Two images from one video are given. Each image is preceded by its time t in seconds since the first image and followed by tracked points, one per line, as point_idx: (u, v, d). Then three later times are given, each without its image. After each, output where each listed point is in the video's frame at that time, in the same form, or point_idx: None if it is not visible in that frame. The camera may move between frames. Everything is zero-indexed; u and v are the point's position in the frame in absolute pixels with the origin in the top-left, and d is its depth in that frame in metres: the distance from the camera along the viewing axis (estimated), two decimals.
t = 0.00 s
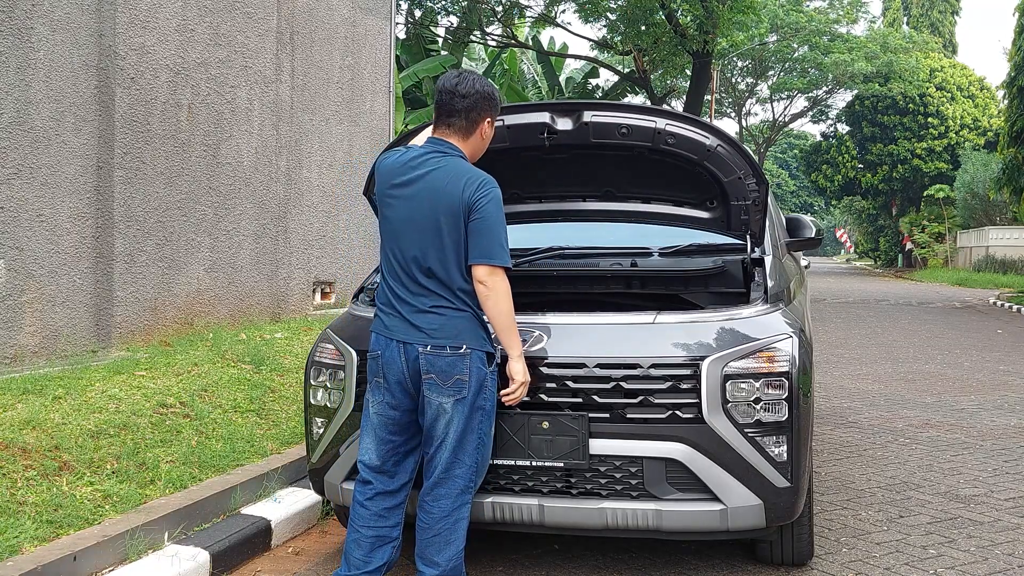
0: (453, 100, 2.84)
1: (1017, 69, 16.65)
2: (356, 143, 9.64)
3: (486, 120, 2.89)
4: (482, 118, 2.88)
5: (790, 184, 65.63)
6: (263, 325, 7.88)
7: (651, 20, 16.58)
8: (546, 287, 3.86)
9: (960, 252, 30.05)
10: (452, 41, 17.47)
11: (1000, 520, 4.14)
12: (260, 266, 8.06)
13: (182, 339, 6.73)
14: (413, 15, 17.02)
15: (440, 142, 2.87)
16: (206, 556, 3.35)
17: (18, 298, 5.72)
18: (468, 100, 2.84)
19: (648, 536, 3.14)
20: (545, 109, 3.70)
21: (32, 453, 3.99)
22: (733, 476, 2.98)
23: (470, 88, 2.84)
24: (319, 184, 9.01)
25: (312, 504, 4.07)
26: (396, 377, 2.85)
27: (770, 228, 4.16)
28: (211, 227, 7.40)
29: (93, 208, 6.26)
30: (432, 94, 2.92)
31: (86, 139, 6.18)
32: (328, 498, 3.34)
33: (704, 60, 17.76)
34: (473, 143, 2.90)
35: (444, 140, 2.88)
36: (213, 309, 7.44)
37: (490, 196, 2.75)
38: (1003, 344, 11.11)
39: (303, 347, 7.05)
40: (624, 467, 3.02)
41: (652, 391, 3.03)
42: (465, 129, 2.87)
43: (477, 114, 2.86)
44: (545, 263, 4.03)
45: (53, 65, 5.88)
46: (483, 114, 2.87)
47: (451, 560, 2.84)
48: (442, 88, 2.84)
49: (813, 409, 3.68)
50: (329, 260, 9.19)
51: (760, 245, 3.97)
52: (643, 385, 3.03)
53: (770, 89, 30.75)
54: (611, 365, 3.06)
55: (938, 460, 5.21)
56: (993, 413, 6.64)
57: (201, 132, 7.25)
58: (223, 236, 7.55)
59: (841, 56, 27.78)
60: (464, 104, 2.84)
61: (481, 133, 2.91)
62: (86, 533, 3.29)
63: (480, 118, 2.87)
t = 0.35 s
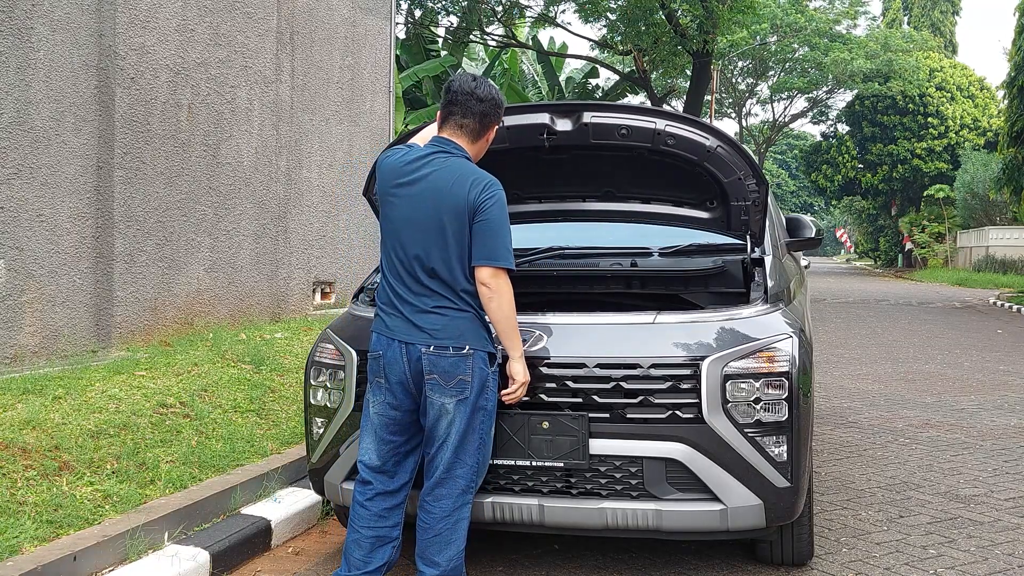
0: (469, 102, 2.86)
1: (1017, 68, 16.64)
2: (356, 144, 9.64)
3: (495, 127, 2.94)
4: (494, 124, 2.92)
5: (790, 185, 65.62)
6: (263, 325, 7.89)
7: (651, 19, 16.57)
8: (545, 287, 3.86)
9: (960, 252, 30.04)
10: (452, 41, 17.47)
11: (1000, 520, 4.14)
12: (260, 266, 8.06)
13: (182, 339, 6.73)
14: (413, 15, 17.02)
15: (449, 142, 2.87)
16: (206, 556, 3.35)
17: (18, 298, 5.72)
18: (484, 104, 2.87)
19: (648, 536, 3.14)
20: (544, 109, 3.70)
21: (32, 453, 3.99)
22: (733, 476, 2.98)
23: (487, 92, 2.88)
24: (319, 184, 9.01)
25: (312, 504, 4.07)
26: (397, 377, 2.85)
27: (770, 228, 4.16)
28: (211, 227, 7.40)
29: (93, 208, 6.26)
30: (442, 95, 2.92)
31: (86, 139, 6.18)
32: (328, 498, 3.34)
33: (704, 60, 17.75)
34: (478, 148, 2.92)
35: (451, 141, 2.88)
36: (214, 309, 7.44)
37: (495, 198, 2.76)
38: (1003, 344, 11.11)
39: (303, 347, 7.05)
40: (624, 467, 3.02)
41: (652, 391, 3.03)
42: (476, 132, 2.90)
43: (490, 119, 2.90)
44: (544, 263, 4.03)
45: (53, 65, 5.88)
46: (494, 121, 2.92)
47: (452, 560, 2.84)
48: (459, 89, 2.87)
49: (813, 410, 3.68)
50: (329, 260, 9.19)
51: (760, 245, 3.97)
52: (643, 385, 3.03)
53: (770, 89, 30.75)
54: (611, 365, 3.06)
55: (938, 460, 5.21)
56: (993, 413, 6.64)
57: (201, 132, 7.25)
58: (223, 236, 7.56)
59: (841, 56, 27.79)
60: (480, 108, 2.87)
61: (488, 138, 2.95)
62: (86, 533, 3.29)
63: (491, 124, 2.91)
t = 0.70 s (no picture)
0: (480, 107, 2.90)
1: (1017, 68, 16.65)
2: (356, 144, 9.64)
3: (500, 137, 2.98)
4: (500, 134, 2.97)
5: (790, 185, 65.62)
6: (263, 325, 7.89)
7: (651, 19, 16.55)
8: (545, 287, 3.86)
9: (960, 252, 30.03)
10: (452, 41, 17.45)
11: (1000, 520, 4.14)
12: (260, 266, 8.06)
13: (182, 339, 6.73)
14: (413, 15, 17.02)
15: (457, 142, 2.89)
16: (206, 556, 3.35)
17: (18, 298, 5.72)
18: (495, 113, 2.92)
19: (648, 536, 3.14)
20: (544, 110, 3.71)
21: (32, 453, 3.99)
22: (733, 476, 2.98)
23: (497, 102, 2.93)
24: (319, 184, 9.01)
25: (312, 504, 4.07)
26: (398, 378, 2.85)
27: (770, 228, 4.16)
28: (211, 227, 7.40)
29: (93, 208, 6.26)
30: (451, 96, 2.93)
31: (86, 139, 6.18)
32: (328, 498, 3.34)
33: (704, 60, 17.75)
34: (481, 154, 2.96)
35: (459, 143, 2.89)
36: (213, 309, 7.44)
37: (501, 197, 2.77)
38: (1003, 344, 11.11)
39: (303, 347, 7.05)
40: (624, 467, 3.02)
41: (652, 391, 3.03)
42: (482, 139, 2.93)
43: (497, 128, 2.95)
44: (543, 262, 4.04)
45: (53, 65, 5.88)
46: (500, 131, 2.96)
47: (453, 560, 2.84)
48: (472, 92, 2.89)
49: (813, 410, 3.68)
50: (329, 260, 9.19)
51: (760, 245, 3.97)
52: (643, 385, 3.03)
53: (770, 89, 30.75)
54: (611, 365, 3.06)
55: (938, 460, 5.21)
56: (993, 413, 6.64)
57: (201, 132, 7.25)
58: (223, 236, 7.56)
59: (841, 55, 27.78)
60: (492, 116, 2.91)
61: (492, 147, 2.98)
62: (86, 533, 3.29)
63: (498, 134, 2.95)
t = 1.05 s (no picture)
0: (453, 102, 2.89)
1: (1016, 69, 16.65)
2: (356, 143, 9.64)
3: (478, 126, 2.97)
4: (477, 123, 2.96)
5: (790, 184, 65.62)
6: (262, 325, 7.89)
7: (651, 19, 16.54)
8: (545, 286, 3.86)
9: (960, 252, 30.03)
10: (452, 41, 17.44)
11: (1000, 520, 4.14)
12: (260, 266, 8.06)
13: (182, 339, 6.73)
14: (413, 15, 17.01)
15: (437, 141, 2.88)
16: (206, 557, 3.35)
17: (18, 298, 5.72)
18: (468, 105, 2.91)
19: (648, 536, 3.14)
20: (545, 110, 3.71)
21: (32, 453, 3.99)
22: (733, 476, 2.98)
23: (470, 93, 2.91)
24: (319, 184, 9.01)
25: (312, 504, 4.07)
26: (381, 375, 2.86)
27: (770, 228, 4.17)
28: (211, 227, 7.40)
29: (93, 208, 6.26)
30: (425, 92, 2.93)
31: (86, 139, 6.18)
32: (328, 498, 3.34)
33: (704, 60, 17.75)
34: (462, 147, 2.96)
35: (439, 141, 2.89)
36: (213, 310, 7.44)
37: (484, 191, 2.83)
38: (1003, 344, 11.11)
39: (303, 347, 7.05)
40: (624, 467, 3.02)
41: (652, 391, 3.03)
42: (460, 132, 2.92)
43: (474, 119, 2.94)
44: (544, 262, 4.04)
45: (53, 65, 5.88)
46: (477, 120, 2.95)
47: (448, 557, 2.85)
48: (444, 88, 2.88)
49: (813, 410, 3.68)
50: (329, 260, 9.19)
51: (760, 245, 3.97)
52: (643, 385, 3.03)
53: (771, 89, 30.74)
54: (612, 365, 3.06)
55: (938, 460, 5.21)
56: (993, 413, 6.64)
57: (201, 132, 7.25)
58: (223, 236, 7.56)
59: (841, 55, 27.78)
60: (465, 108, 2.90)
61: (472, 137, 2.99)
62: (86, 533, 3.29)
63: (475, 124, 2.94)
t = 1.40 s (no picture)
0: (419, 101, 2.89)
1: (1016, 69, 16.65)
2: (356, 143, 9.64)
3: (446, 122, 2.98)
4: (445, 120, 2.96)
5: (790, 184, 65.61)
6: (262, 325, 7.89)
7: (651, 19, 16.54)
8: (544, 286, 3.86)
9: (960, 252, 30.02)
10: (452, 41, 17.44)
11: (1000, 520, 4.14)
12: (260, 266, 8.06)
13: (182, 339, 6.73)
14: (414, 15, 17.01)
15: (405, 142, 2.88)
16: (206, 557, 3.35)
17: (18, 298, 5.72)
18: (434, 102, 2.91)
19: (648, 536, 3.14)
20: (545, 109, 3.71)
21: (32, 453, 3.99)
22: (733, 476, 2.98)
23: (436, 90, 2.92)
24: (319, 184, 9.01)
25: (312, 504, 4.07)
26: (360, 374, 2.86)
27: (770, 228, 4.17)
28: (210, 227, 7.40)
29: (93, 208, 6.26)
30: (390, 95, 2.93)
31: (86, 139, 6.18)
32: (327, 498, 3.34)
33: (704, 61, 17.75)
34: (433, 145, 2.96)
35: (410, 142, 2.89)
36: (213, 309, 7.43)
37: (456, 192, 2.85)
38: (1003, 344, 11.11)
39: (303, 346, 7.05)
40: (624, 467, 3.02)
41: (652, 391, 3.03)
42: (429, 130, 2.92)
43: (441, 115, 2.93)
44: (544, 262, 4.04)
45: (53, 65, 5.88)
46: (445, 116, 2.95)
47: (441, 553, 2.84)
48: (408, 89, 2.88)
49: (813, 410, 3.68)
50: (329, 259, 9.20)
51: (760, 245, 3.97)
52: (643, 384, 3.03)
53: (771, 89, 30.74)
54: (611, 365, 3.06)
55: (938, 460, 5.21)
56: (993, 413, 6.64)
57: (201, 132, 7.25)
58: (223, 236, 7.56)
59: (841, 55, 27.78)
60: (432, 106, 2.90)
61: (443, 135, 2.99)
62: (85, 533, 3.29)
63: (443, 120, 2.94)
